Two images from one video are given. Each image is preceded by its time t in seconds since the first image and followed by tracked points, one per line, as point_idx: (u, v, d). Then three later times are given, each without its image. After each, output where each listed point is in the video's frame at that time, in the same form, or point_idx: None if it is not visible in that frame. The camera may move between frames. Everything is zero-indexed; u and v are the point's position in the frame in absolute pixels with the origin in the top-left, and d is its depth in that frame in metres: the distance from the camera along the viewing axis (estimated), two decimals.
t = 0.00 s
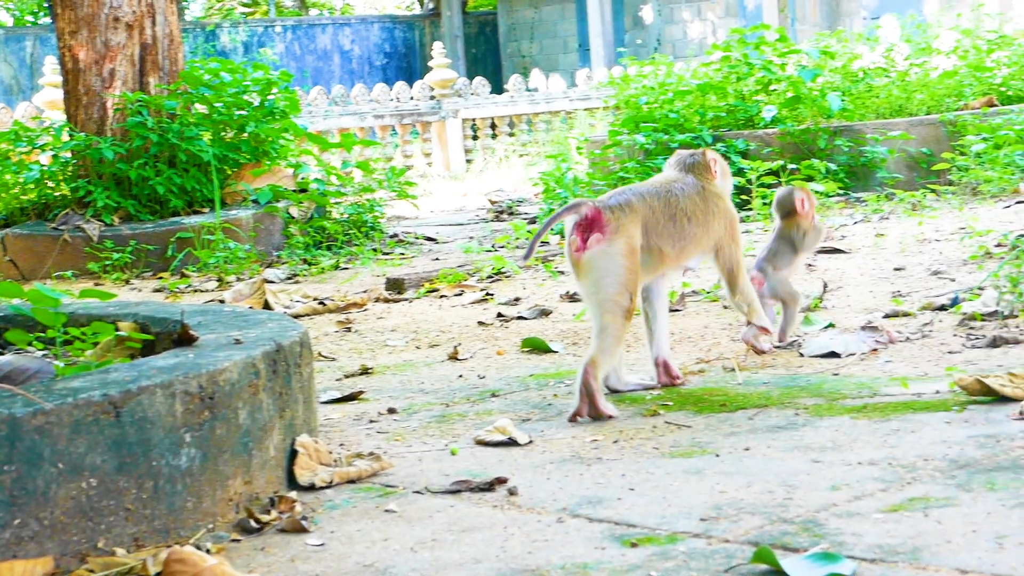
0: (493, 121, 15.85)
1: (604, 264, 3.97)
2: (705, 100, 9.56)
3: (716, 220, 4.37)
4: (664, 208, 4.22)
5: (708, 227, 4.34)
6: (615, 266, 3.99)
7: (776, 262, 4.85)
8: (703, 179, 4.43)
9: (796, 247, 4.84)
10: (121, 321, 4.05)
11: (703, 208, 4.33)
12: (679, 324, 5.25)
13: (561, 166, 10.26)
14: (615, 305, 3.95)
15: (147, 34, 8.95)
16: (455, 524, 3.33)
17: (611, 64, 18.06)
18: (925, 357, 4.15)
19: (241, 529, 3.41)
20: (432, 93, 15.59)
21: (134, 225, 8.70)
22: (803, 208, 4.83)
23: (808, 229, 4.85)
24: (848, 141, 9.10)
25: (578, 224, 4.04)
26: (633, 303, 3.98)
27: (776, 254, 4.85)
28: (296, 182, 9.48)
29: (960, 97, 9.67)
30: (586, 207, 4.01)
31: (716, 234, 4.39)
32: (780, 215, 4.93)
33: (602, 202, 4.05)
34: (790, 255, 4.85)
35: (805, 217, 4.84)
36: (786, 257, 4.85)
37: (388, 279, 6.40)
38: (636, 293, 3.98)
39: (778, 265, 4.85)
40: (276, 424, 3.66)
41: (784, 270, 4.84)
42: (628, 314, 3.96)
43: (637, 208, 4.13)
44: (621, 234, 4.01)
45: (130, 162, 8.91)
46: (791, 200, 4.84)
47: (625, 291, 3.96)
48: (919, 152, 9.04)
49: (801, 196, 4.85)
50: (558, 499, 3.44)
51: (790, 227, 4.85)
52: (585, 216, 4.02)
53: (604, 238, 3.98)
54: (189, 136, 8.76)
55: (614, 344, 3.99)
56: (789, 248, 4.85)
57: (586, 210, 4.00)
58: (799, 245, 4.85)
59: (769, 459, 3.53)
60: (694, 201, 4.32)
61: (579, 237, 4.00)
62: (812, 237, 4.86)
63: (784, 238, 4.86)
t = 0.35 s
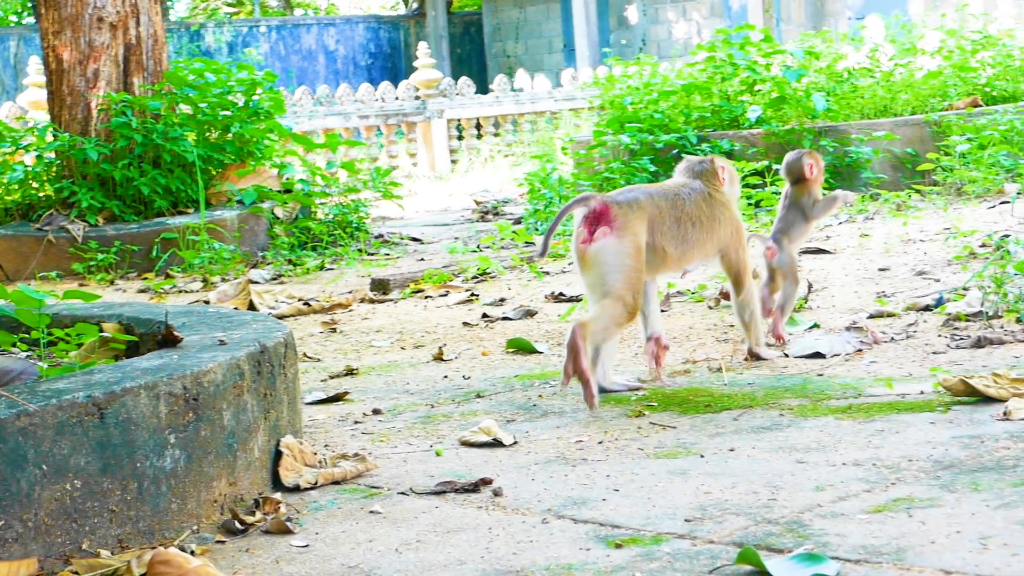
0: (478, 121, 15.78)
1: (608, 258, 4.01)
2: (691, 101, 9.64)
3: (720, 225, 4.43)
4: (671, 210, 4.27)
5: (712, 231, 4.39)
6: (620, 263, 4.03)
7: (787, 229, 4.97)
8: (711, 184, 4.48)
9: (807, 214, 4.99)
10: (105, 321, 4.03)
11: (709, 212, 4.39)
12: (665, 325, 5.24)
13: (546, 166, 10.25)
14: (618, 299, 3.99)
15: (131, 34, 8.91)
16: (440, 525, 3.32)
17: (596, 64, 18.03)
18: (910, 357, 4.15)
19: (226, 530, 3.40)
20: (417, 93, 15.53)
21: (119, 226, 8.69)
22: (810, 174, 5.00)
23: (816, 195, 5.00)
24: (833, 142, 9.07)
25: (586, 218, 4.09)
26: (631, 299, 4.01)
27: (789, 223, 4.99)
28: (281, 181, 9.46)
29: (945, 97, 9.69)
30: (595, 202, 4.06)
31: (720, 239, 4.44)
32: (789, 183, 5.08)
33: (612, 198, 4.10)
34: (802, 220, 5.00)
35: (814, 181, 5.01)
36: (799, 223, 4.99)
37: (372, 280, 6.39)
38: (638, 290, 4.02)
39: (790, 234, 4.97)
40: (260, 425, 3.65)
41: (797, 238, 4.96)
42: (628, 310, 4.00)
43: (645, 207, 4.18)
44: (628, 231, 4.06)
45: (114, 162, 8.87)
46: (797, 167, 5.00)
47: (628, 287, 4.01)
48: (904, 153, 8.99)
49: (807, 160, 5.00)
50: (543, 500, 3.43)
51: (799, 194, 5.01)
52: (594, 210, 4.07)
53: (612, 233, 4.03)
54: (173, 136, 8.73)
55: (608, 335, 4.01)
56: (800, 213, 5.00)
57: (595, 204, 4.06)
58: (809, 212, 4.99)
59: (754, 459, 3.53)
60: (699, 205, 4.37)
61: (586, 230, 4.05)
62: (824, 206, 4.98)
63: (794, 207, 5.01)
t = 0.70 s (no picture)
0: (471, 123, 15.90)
1: (624, 254, 4.10)
2: (682, 103, 9.59)
3: (732, 230, 4.49)
4: (686, 211, 4.34)
5: (724, 234, 4.46)
6: (637, 261, 4.11)
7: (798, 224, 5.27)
8: (730, 188, 4.53)
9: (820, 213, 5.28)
10: (96, 324, 4.04)
11: (723, 216, 4.45)
12: (655, 327, 5.24)
13: (538, 168, 10.24)
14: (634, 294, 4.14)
15: (123, 36, 8.90)
16: (431, 528, 3.32)
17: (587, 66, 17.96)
18: (900, 360, 4.14)
19: (217, 534, 3.40)
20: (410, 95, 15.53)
21: (111, 228, 8.69)
22: (826, 176, 5.26)
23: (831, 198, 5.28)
24: (825, 143, 9.00)
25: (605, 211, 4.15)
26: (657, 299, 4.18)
27: (800, 218, 5.27)
28: (273, 184, 9.43)
29: (937, 100, 9.62)
30: (617, 196, 4.12)
31: (732, 243, 4.50)
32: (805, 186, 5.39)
33: (633, 194, 4.16)
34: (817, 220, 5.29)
35: (831, 183, 5.28)
36: (811, 221, 5.27)
37: (365, 282, 6.39)
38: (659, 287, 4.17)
39: (800, 228, 5.26)
40: (252, 428, 3.65)
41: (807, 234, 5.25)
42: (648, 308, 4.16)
43: (662, 207, 4.24)
44: (645, 229, 4.13)
45: (106, 164, 8.89)
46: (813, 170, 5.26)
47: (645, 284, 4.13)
48: (896, 154, 8.99)
49: (823, 163, 5.27)
50: (534, 502, 3.44)
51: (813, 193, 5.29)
52: (615, 205, 4.13)
53: (631, 229, 4.10)
54: (165, 138, 8.74)
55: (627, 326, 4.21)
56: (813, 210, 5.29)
57: (616, 198, 4.12)
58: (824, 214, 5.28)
59: (744, 462, 3.54)
60: (715, 210, 4.43)
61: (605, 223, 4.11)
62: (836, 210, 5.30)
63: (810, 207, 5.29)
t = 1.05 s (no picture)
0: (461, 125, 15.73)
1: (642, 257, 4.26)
2: (673, 106, 9.49)
3: (744, 224, 4.64)
4: (696, 209, 4.51)
5: (735, 228, 4.61)
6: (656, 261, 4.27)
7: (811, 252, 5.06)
8: (740, 184, 4.67)
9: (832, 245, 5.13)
10: (86, 328, 4.03)
11: (733, 211, 4.61)
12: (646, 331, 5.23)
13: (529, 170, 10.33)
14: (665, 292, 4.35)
15: (114, 39, 8.91)
16: (421, 531, 3.33)
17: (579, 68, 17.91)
18: (890, 362, 4.14)
19: (207, 538, 3.40)
20: (402, 97, 15.53)
21: (102, 231, 8.65)
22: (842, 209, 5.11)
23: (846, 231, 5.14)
24: (814, 146, 9.04)
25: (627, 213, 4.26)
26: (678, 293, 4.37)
27: (815, 245, 5.07)
28: (265, 187, 9.40)
29: (927, 101, 9.74)
30: (636, 200, 4.25)
31: (742, 236, 4.64)
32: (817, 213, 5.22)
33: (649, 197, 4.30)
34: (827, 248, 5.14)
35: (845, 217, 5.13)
36: (824, 250, 5.08)
37: (355, 285, 6.39)
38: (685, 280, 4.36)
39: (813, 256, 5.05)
40: (242, 432, 3.65)
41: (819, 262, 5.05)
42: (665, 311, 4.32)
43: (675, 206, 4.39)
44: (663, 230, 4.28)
45: (97, 167, 8.85)
46: (828, 204, 5.10)
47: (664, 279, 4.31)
48: (885, 156, 9.06)
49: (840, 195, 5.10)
50: (524, 506, 3.44)
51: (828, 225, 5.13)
52: (635, 209, 4.24)
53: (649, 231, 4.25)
54: (156, 141, 8.73)
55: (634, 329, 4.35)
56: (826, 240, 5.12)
57: (636, 202, 4.24)
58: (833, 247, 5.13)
59: (734, 465, 3.54)
60: (726, 209, 4.59)
61: (624, 228, 4.24)
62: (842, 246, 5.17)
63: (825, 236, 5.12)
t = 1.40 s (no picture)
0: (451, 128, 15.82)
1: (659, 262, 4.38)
2: (662, 109, 9.50)
3: (753, 219, 4.77)
4: (706, 209, 4.64)
5: (744, 225, 4.74)
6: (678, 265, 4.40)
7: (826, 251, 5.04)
8: (746, 181, 4.80)
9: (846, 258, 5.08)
10: (74, 331, 4.03)
11: (740, 208, 4.73)
12: (633, 334, 5.21)
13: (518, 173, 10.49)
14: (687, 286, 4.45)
15: (103, 42, 8.93)
16: (408, 535, 3.33)
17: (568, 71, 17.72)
18: (877, 365, 4.13)
19: (194, 541, 3.40)
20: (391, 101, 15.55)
21: (90, 235, 8.63)
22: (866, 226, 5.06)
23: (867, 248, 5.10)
24: (803, 149, 9.04)
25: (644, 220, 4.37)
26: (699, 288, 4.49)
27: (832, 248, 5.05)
28: (252, 191, 9.39)
29: (914, 105, 9.73)
30: (652, 207, 4.36)
31: (750, 230, 4.77)
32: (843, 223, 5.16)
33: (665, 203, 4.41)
34: (841, 261, 5.10)
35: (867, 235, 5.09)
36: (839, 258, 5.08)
37: (344, 288, 6.39)
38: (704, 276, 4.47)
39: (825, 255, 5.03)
40: (229, 435, 3.64)
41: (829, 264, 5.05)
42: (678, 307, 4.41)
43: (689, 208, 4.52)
44: (681, 235, 4.40)
45: (85, 170, 8.84)
46: (851, 218, 5.05)
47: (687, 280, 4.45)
48: (874, 160, 9.01)
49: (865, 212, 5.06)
50: (511, 509, 3.44)
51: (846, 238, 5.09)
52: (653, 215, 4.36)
53: (669, 236, 4.36)
54: (145, 144, 8.74)
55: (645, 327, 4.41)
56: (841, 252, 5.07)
57: (653, 210, 4.35)
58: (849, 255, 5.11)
59: (720, 468, 3.54)
60: (734, 209, 4.72)
61: (643, 235, 4.35)
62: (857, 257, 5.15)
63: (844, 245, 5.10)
